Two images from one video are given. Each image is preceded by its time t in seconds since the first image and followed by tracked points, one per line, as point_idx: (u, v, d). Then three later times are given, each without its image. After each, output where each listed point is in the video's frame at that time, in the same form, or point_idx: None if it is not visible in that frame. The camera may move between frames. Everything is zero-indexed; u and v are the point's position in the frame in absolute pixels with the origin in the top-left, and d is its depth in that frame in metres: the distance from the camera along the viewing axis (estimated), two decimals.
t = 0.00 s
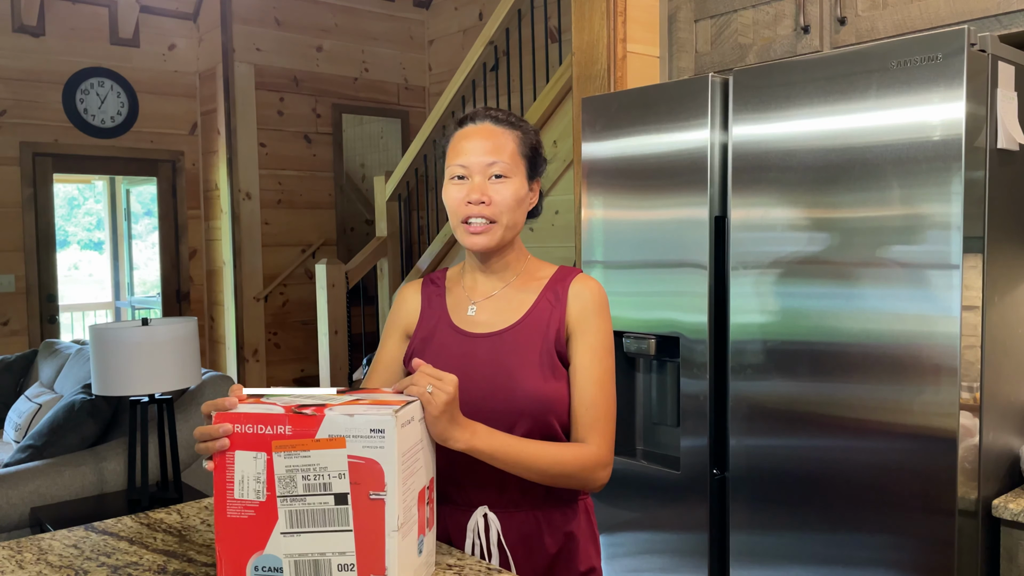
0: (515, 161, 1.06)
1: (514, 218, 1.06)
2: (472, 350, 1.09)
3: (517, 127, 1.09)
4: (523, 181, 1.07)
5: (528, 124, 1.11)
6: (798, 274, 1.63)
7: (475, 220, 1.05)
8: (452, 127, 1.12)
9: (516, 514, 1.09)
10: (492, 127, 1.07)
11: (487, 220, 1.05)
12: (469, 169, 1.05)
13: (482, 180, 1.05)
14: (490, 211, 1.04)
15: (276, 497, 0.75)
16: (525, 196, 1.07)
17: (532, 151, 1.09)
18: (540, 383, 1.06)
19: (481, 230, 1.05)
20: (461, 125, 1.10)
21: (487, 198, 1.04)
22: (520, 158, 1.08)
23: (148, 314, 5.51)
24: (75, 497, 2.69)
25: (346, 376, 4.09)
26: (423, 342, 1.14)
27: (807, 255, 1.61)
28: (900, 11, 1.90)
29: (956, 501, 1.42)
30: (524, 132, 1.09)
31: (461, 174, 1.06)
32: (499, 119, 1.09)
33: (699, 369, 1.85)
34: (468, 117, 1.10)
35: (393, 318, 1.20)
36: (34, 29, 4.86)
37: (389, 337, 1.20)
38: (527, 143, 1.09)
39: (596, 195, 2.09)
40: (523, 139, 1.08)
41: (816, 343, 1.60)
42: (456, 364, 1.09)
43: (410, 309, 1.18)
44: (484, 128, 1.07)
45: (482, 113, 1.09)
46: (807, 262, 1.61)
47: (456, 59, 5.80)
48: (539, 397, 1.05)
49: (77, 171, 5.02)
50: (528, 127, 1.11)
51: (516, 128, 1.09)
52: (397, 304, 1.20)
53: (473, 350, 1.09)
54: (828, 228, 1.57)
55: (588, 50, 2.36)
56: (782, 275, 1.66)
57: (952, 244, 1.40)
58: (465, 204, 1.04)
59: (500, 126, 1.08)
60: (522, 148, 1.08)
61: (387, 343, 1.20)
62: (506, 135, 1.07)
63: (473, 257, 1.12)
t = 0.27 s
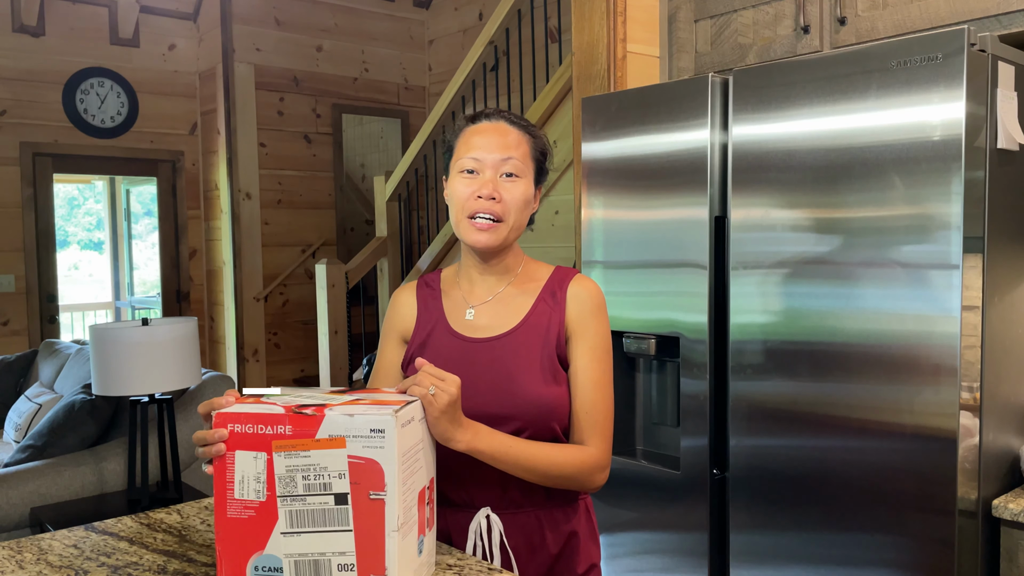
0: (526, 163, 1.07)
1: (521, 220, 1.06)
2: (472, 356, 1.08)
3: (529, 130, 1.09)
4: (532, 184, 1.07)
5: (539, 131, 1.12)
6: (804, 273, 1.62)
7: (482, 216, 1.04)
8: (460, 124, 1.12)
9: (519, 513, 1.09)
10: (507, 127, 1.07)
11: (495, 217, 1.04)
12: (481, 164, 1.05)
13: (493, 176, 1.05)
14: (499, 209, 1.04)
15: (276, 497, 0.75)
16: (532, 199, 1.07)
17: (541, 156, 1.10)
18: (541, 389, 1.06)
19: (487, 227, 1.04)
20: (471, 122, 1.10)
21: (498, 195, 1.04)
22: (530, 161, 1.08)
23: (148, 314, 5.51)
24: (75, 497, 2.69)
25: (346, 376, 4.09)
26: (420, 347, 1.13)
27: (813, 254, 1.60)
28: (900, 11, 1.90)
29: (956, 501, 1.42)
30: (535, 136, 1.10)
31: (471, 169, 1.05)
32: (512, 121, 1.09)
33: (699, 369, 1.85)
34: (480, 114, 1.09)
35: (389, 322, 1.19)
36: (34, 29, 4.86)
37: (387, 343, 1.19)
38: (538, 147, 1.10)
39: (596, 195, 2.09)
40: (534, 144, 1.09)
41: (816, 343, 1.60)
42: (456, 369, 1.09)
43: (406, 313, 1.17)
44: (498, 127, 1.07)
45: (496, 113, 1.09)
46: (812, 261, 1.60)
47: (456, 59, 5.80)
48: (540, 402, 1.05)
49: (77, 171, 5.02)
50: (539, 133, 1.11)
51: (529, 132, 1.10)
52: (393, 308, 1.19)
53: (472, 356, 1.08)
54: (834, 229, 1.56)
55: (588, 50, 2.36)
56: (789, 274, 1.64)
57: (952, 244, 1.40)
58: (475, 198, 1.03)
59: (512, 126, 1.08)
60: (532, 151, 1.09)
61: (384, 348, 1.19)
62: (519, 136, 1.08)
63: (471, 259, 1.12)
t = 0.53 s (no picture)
0: (533, 164, 1.06)
1: (527, 221, 1.05)
2: (481, 365, 1.07)
3: (537, 131, 1.09)
4: (538, 185, 1.06)
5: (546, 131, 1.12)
6: (823, 274, 1.59)
7: (487, 217, 1.03)
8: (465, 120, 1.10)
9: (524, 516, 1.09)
10: (513, 126, 1.07)
11: (501, 219, 1.03)
12: (487, 164, 1.04)
13: (499, 177, 1.04)
14: (505, 211, 1.03)
15: (276, 497, 0.75)
16: (538, 201, 1.07)
17: (547, 157, 1.10)
18: (552, 398, 1.05)
19: (492, 228, 1.04)
20: (477, 119, 1.08)
21: (505, 196, 1.03)
22: (537, 162, 1.08)
23: (148, 315, 5.51)
24: (75, 497, 2.69)
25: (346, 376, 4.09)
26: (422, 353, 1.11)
27: (827, 256, 1.58)
28: (899, 10, 1.90)
29: (956, 501, 1.42)
30: (543, 137, 1.10)
31: (477, 168, 1.05)
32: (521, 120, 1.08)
33: (699, 369, 1.85)
34: (486, 110, 1.08)
35: (383, 325, 1.15)
36: (34, 29, 4.86)
37: (380, 347, 1.15)
38: (544, 148, 1.09)
39: (596, 195, 2.09)
40: (541, 144, 1.09)
41: (816, 343, 1.60)
42: (464, 378, 1.07)
43: (402, 315, 1.13)
44: (505, 125, 1.06)
45: (503, 111, 1.08)
46: (825, 263, 1.58)
47: (456, 59, 5.80)
48: (552, 410, 1.05)
49: (77, 171, 5.02)
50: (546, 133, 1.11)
51: (536, 131, 1.09)
52: (385, 310, 1.15)
53: (481, 364, 1.07)
54: (840, 230, 1.56)
55: (588, 50, 2.35)
56: (806, 276, 1.61)
57: (952, 244, 1.40)
58: (480, 199, 1.03)
59: (520, 126, 1.07)
60: (538, 150, 1.08)
61: (380, 352, 1.15)
62: (526, 135, 1.07)
63: (475, 262, 1.09)
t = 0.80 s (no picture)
0: (538, 169, 1.06)
1: (539, 228, 1.05)
2: (492, 375, 1.06)
3: (538, 133, 1.08)
4: (545, 190, 1.06)
5: (545, 130, 1.11)
6: (846, 279, 1.55)
7: (500, 231, 1.03)
8: (462, 125, 1.10)
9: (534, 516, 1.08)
10: (514, 130, 1.06)
11: (513, 229, 1.03)
12: (491, 173, 1.04)
13: (506, 186, 1.04)
14: (517, 221, 1.03)
15: (275, 497, 0.75)
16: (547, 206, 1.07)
17: (550, 159, 1.09)
18: (564, 407, 1.06)
19: (504, 240, 1.03)
20: (474, 123, 1.08)
21: (514, 206, 1.03)
22: (542, 164, 1.07)
23: (148, 315, 5.51)
24: (74, 497, 2.69)
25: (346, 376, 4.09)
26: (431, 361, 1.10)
27: (856, 258, 1.53)
28: (900, 10, 1.90)
29: (956, 501, 1.42)
30: (545, 139, 1.09)
31: (480, 179, 1.04)
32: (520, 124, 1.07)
33: (699, 369, 1.85)
34: (483, 114, 1.08)
35: (383, 333, 1.13)
36: (34, 29, 4.85)
37: (381, 353, 1.13)
38: (547, 150, 1.09)
39: (595, 195, 2.09)
40: (544, 146, 1.08)
41: (816, 343, 1.60)
42: (474, 387, 1.07)
43: (407, 324, 1.11)
44: (505, 130, 1.06)
45: (501, 115, 1.07)
46: (855, 270, 1.53)
47: (456, 58, 5.80)
48: (563, 419, 1.06)
49: (77, 171, 5.02)
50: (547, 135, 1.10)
51: (537, 131, 1.08)
52: (387, 318, 1.13)
53: (492, 374, 1.06)
54: (843, 230, 1.55)
55: (588, 50, 2.36)
56: (827, 277, 1.58)
57: (952, 244, 1.40)
58: (489, 212, 1.03)
59: (520, 129, 1.07)
60: (542, 152, 1.08)
61: (382, 359, 1.13)
62: (527, 137, 1.06)
63: (483, 272, 1.08)
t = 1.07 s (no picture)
0: (534, 174, 1.05)
1: (537, 233, 1.04)
2: (492, 385, 1.07)
3: (533, 139, 1.08)
4: (542, 195, 1.05)
5: (541, 136, 1.11)
6: (854, 279, 1.53)
7: (496, 235, 1.03)
8: (457, 133, 1.09)
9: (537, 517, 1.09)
10: (509, 136, 1.06)
11: (509, 235, 1.03)
12: (486, 179, 1.03)
13: (502, 192, 1.03)
14: (513, 225, 1.02)
15: (275, 497, 0.75)
16: (544, 210, 1.06)
17: (547, 164, 1.09)
18: (563, 419, 1.06)
19: (501, 246, 1.03)
20: (470, 130, 1.07)
21: (509, 211, 1.02)
22: (538, 170, 1.07)
23: (148, 315, 5.51)
24: (74, 497, 2.69)
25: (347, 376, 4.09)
26: (432, 370, 1.11)
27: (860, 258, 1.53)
28: (900, 10, 1.90)
29: (955, 501, 1.42)
30: (539, 145, 1.08)
31: (476, 185, 1.04)
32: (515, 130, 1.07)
33: (699, 369, 1.85)
34: (478, 121, 1.07)
35: (385, 340, 1.14)
36: (34, 29, 4.86)
37: (383, 359, 1.14)
38: (543, 155, 1.08)
39: (595, 195, 2.09)
40: (539, 151, 1.08)
41: (816, 343, 1.60)
42: (474, 398, 1.07)
43: (408, 331, 1.12)
44: (501, 136, 1.06)
45: (497, 120, 1.07)
46: (860, 267, 1.53)
47: (456, 58, 5.80)
48: (562, 430, 1.06)
49: (77, 171, 5.02)
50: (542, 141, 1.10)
51: (532, 136, 1.08)
52: (389, 326, 1.13)
53: (492, 385, 1.07)
54: (844, 230, 1.55)
55: (588, 50, 2.36)
56: (839, 277, 1.56)
57: (952, 245, 1.40)
58: (485, 218, 1.02)
59: (515, 136, 1.06)
60: (538, 157, 1.07)
61: (385, 366, 1.14)
62: (523, 143, 1.06)
63: (481, 282, 1.08)
